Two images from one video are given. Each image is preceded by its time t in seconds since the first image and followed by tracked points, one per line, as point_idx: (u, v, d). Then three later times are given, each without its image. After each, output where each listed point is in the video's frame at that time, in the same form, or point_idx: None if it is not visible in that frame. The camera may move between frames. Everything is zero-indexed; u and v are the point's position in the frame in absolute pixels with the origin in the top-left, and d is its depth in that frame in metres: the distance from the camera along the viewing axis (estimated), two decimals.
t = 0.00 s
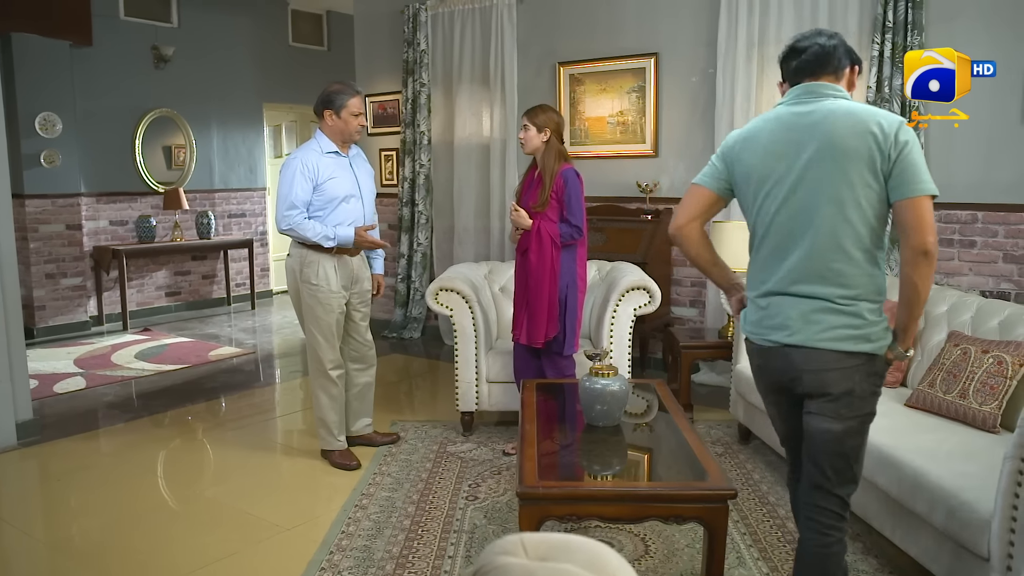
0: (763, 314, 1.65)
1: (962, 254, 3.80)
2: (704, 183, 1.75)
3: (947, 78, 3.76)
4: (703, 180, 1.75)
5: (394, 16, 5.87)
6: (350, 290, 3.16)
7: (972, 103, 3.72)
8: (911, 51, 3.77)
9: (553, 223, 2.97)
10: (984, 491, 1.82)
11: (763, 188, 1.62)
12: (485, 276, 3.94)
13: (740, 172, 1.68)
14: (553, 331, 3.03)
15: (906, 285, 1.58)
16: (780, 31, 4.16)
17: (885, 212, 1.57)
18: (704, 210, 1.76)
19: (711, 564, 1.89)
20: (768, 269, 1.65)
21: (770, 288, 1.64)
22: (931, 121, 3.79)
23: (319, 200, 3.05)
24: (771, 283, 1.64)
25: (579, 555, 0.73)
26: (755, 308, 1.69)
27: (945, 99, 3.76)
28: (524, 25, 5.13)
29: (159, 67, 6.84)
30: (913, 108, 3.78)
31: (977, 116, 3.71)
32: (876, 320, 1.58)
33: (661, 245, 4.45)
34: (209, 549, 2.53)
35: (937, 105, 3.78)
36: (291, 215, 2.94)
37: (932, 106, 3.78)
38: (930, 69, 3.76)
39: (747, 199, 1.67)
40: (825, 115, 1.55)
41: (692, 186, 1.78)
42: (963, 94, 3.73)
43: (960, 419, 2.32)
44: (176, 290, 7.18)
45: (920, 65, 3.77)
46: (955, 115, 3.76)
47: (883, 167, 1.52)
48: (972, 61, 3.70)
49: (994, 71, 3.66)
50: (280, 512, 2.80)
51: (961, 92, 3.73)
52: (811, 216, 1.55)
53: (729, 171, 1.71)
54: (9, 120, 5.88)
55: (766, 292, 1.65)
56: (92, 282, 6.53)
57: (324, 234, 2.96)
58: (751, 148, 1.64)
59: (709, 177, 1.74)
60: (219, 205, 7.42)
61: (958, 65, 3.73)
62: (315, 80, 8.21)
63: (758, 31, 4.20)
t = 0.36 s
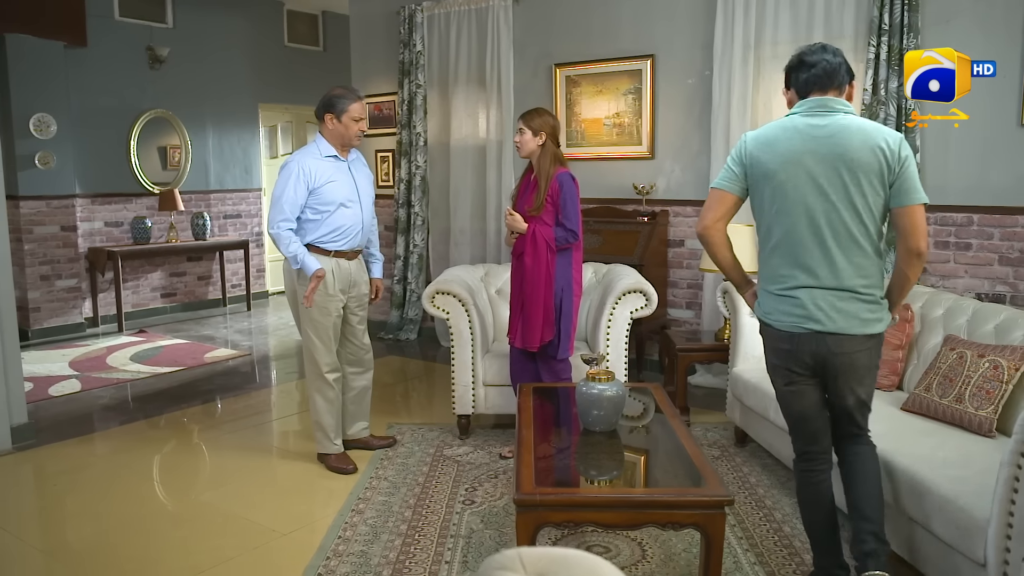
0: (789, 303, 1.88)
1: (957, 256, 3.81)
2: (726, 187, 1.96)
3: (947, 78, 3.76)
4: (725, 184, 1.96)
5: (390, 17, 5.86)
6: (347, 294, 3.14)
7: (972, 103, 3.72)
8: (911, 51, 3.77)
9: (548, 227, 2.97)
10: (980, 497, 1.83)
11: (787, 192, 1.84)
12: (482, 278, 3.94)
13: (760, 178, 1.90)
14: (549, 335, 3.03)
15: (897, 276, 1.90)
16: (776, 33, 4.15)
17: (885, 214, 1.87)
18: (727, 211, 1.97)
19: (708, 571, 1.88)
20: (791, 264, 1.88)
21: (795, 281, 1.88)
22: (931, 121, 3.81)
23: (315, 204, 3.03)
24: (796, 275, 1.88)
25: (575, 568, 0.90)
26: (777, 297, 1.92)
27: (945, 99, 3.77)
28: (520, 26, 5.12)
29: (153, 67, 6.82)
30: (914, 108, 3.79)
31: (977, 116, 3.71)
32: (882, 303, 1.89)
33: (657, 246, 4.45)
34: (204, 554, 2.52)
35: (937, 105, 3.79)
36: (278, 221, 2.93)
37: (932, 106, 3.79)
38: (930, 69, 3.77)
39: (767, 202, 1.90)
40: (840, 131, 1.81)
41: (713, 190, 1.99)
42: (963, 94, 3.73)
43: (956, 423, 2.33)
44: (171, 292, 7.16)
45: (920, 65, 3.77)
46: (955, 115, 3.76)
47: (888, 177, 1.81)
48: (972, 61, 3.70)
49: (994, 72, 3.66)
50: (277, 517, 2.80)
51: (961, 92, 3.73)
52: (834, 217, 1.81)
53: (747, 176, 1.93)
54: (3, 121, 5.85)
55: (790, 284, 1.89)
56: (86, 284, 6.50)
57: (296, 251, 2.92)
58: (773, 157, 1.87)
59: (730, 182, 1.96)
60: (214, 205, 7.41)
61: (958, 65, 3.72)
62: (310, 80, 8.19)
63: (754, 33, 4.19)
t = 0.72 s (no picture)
0: (790, 306, 2.00)
1: (953, 258, 3.82)
2: (729, 206, 2.01)
3: (947, 78, 3.75)
4: (726, 203, 2.02)
5: (386, 18, 5.84)
6: (345, 296, 3.14)
7: (971, 103, 3.72)
8: (910, 51, 3.78)
9: (544, 230, 2.96)
10: (977, 502, 1.83)
11: (790, 206, 1.95)
12: (478, 280, 3.94)
13: (760, 193, 1.98)
14: (546, 337, 3.02)
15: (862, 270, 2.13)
16: (773, 34, 4.16)
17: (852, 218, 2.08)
18: (734, 229, 2.03)
19: None
20: (789, 269, 2.00)
21: (794, 284, 2.00)
22: (931, 121, 3.81)
23: (312, 207, 3.02)
24: (795, 280, 2.00)
25: None
26: (774, 301, 2.02)
27: (945, 99, 3.76)
28: (517, 27, 5.12)
29: (149, 67, 6.80)
30: (913, 108, 3.81)
31: (977, 116, 3.71)
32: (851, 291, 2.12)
33: (654, 248, 4.45)
34: (202, 559, 2.51)
35: (936, 105, 3.79)
36: (276, 223, 2.93)
37: (931, 106, 3.79)
38: (930, 69, 3.77)
39: (767, 215, 1.99)
40: (831, 147, 1.96)
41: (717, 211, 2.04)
42: (963, 94, 3.73)
43: (953, 427, 2.33)
44: (167, 292, 7.15)
45: (921, 65, 3.78)
46: (955, 115, 3.76)
47: (868, 185, 2.00)
48: (972, 61, 3.69)
49: (994, 72, 3.65)
50: (273, 521, 2.79)
51: (961, 92, 3.73)
52: (829, 225, 1.97)
53: (746, 192, 2.00)
54: None
55: (789, 287, 2.00)
56: (82, 284, 6.48)
57: (294, 254, 2.92)
58: (774, 174, 1.95)
59: (731, 200, 2.01)
60: (210, 206, 7.39)
61: (958, 65, 3.72)
62: (307, 80, 8.17)
63: (751, 34, 4.20)
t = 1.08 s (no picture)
0: (771, 286, 2.37)
1: (951, 259, 3.83)
2: (731, 201, 2.29)
3: (947, 78, 3.75)
4: (727, 199, 2.28)
5: (384, 18, 5.84)
6: (345, 297, 3.14)
7: (972, 104, 3.72)
8: (910, 52, 3.79)
9: (543, 231, 2.96)
10: (975, 505, 1.84)
11: (779, 201, 2.31)
12: (477, 280, 3.94)
13: (757, 186, 2.30)
14: (546, 338, 3.02)
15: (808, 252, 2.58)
16: (771, 35, 4.15)
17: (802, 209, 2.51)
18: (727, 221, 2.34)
19: None
20: (770, 255, 2.37)
21: (775, 264, 2.37)
22: (931, 121, 3.81)
23: (312, 207, 3.02)
24: (775, 262, 2.37)
25: None
26: (755, 281, 2.38)
27: (945, 100, 3.76)
28: (515, 27, 5.11)
29: (147, 67, 6.79)
30: (913, 109, 3.82)
31: (977, 116, 3.71)
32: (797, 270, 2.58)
33: (653, 248, 4.44)
34: (201, 562, 2.51)
35: (936, 105, 3.78)
36: (276, 225, 2.93)
37: (931, 107, 3.79)
38: (930, 69, 3.77)
39: (759, 204, 2.33)
40: (804, 146, 2.36)
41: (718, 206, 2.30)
42: (963, 94, 3.73)
43: (951, 429, 2.34)
44: (166, 292, 7.14)
45: (920, 65, 3.78)
46: (955, 115, 3.75)
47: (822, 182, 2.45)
48: (972, 61, 3.69)
49: (994, 72, 3.65)
50: (272, 523, 2.79)
51: (961, 92, 3.73)
52: (805, 214, 2.38)
53: (744, 187, 2.29)
54: None
55: (772, 268, 2.37)
56: (80, 284, 6.48)
57: (296, 256, 2.93)
58: (771, 169, 2.29)
59: (732, 196, 2.28)
60: (208, 205, 7.38)
61: (958, 65, 3.71)
62: (305, 79, 8.16)
63: (749, 34, 4.19)
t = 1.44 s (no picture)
0: (738, 286, 2.53)
1: (951, 259, 3.83)
2: (689, 210, 2.45)
3: (947, 78, 3.75)
4: (685, 209, 2.45)
5: (383, 16, 5.84)
6: (345, 296, 3.14)
7: (972, 104, 3.71)
8: (910, 51, 3.78)
9: (543, 232, 2.96)
10: (975, 507, 1.84)
11: (737, 207, 2.47)
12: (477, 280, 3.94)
13: (714, 195, 2.46)
14: (546, 339, 3.02)
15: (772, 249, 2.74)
16: (771, 35, 4.15)
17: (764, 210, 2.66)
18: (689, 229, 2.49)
19: None
20: (734, 257, 2.52)
21: (738, 266, 2.52)
22: (931, 121, 3.80)
23: (312, 206, 3.02)
24: (740, 263, 2.53)
25: None
26: (722, 282, 2.54)
27: (945, 99, 3.76)
28: (514, 26, 5.11)
29: (146, 66, 6.78)
30: (913, 109, 3.81)
31: (977, 116, 3.71)
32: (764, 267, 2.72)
33: (653, 247, 4.44)
34: (203, 562, 2.51)
35: (936, 105, 3.78)
36: (277, 223, 2.92)
37: (931, 107, 3.78)
38: (930, 69, 3.76)
39: (717, 212, 2.49)
40: (760, 155, 2.52)
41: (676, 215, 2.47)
42: (963, 94, 3.72)
43: (950, 430, 2.34)
44: (166, 291, 7.14)
45: (920, 65, 3.77)
46: (955, 115, 3.75)
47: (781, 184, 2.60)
48: (972, 62, 3.69)
49: (994, 72, 3.65)
50: (273, 524, 2.79)
51: (961, 92, 3.72)
52: (764, 217, 2.53)
53: (702, 197, 2.46)
54: None
55: (735, 268, 2.53)
56: (80, 283, 6.47)
57: (296, 255, 2.93)
58: (728, 180, 2.44)
59: (690, 206, 2.45)
60: (208, 204, 7.38)
61: (958, 65, 3.71)
62: (305, 78, 8.14)
63: (749, 34, 4.19)
